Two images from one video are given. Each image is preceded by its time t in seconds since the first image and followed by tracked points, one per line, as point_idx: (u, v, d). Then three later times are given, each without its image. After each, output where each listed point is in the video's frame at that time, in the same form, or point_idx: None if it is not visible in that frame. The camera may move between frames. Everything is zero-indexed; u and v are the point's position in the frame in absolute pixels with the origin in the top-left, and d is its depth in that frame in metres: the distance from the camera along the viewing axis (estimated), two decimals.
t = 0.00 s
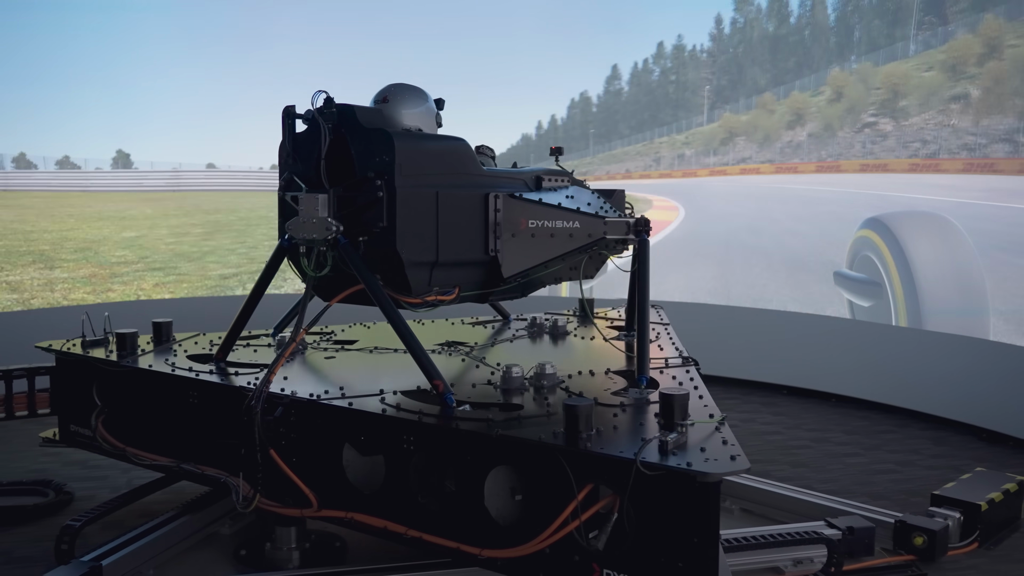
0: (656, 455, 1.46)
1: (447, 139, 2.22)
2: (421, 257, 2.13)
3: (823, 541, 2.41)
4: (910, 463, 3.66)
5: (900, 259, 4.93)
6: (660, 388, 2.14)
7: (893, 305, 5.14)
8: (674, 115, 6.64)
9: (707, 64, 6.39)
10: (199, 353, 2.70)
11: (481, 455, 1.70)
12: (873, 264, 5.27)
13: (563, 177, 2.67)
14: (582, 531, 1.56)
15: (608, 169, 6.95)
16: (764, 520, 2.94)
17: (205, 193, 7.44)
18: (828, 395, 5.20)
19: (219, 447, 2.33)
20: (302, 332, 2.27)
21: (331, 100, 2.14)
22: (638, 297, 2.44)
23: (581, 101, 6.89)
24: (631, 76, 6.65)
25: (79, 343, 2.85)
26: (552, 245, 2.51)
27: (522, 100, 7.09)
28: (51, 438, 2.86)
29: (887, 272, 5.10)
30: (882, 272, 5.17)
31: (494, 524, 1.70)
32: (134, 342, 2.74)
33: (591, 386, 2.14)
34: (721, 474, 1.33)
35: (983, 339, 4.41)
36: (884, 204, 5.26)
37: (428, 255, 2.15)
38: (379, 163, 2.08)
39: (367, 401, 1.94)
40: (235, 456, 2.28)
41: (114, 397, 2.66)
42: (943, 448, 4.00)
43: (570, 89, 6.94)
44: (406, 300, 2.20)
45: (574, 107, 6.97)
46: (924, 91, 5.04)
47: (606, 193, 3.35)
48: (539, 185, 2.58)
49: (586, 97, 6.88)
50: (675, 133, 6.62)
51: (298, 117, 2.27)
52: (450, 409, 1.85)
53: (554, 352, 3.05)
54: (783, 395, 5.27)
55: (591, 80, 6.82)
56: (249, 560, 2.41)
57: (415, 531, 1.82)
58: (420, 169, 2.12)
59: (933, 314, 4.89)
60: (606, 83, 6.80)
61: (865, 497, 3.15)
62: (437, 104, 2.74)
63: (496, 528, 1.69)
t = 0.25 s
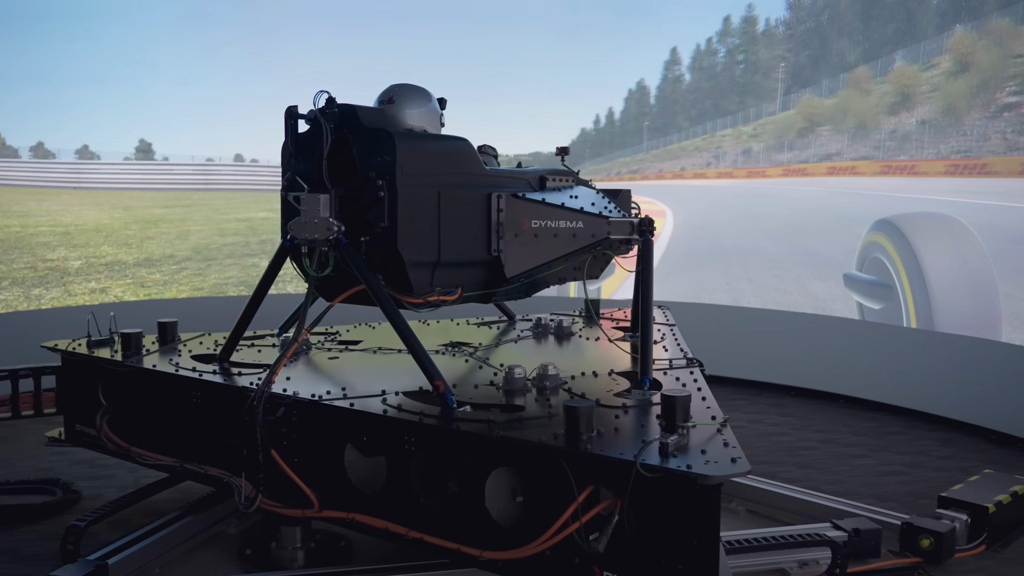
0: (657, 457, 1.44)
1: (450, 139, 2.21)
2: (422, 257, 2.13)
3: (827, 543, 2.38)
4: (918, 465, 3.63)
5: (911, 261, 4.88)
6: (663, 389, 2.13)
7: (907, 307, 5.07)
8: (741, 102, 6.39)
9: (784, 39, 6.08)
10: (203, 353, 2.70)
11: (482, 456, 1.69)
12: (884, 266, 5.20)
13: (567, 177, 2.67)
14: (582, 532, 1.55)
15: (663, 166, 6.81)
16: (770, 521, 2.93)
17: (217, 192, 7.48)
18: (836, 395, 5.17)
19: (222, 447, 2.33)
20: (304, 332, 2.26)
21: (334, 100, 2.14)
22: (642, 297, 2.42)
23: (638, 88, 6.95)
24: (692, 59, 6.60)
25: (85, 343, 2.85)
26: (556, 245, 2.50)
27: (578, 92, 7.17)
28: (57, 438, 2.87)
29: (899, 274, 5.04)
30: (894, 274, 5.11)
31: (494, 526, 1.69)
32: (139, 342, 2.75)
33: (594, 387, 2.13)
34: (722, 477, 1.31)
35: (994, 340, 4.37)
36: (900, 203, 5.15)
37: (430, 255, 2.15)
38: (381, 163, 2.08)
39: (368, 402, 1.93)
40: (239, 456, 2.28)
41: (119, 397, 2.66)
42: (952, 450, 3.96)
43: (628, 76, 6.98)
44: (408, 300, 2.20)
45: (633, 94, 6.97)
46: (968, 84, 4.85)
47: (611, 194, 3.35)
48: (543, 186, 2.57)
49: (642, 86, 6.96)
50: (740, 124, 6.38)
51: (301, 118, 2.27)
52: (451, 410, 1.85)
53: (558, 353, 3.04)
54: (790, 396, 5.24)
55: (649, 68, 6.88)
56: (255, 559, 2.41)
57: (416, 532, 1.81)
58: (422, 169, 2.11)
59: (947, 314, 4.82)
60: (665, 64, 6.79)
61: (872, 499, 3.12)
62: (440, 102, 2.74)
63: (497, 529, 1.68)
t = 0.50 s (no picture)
0: (657, 458, 1.43)
1: (460, 138, 2.22)
2: (430, 256, 2.14)
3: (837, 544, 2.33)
4: (930, 467, 3.57)
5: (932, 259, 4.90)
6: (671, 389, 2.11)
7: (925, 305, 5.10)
8: (842, 86, 5.95)
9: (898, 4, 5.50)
10: (216, 351, 2.74)
11: (485, 456, 1.70)
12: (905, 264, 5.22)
13: (580, 176, 2.66)
14: (582, 533, 1.55)
15: (739, 164, 6.54)
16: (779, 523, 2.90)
17: (241, 197, 7.91)
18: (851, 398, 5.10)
19: (233, 445, 2.36)
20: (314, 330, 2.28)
21: (343, 101, 2.15)
22: (652, 296, 2.40)
23: (717, 76, 6.74)
24: (780, 36, 6.29)
25: (101, 340, 2.90)
26: (566, 244, 2.50)
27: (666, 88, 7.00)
28: (74, 434, 2.92)
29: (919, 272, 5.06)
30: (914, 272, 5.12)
31: (496, 525, 1.69)
32: (154, 340, 2.79)
33: (601, 387, 2.12)
34: (721, 479, 1.31)
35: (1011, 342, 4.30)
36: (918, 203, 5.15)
37: (438, 254, 2.15)
38: (388, 163, 2.09)
39: (374, 401, 1.94)
40: (248, 453, 2.30)
41: (134, 394, 2.71)
42: (965, 452, 3.90)
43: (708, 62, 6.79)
44: (417, 299, 2.21)
45: (711, 82, 6.79)
46: (1001, 89, 4.70)
47: (628, 191, 3.33)
48: (555, 184, 2.56)
49: (721, 74, 6.74)
50: (837, 112, 5.92)
51: (311, 118, 2.29)
52: (455, 409, 1.86)
53: (569, 353, 3.04)
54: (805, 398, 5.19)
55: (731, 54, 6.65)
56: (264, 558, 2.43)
57: (419, 531, 1.82)
58: (430, 169, 2.12)
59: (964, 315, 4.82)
60: (748, 44, 6.52)
61: (883, 501, 3.08)
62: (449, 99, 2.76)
63: (499, 528, 1.68)
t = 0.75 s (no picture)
0: (664, 456, 1.44)
1: (475, 139, 2.24)
2: (444, 256, 2.16)
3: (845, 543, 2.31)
4: (942, 468, 3.53)
5: (946, 258, 4.89)
6: (683, 388, 2.11)
7: (944, 308, 5.05)
8: (944, 69, 5.68)
9: None
10: (234, 348, 2.78)
11: (496, 453, 1.72)
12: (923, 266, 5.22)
13: (597, 175, 2.67)
14: (590, 530, 1.56)
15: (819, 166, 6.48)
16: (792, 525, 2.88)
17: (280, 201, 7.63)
18: (868, 400, 5.05)
19: (249, 441, 2.40)
20: (329, 328, 2.31)
21: (359, 102, 2.18)
22: (665, 295, 2.40)
23: (794, 62, 6.57)
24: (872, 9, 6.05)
25: (123, 338, 2.97)
26: (579, 244, 2.51)
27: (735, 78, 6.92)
28: (96, 429, 2.98)
29: (936, 274, 5.05)
30: (932, 275, 5.12)
31: (506, 522, 1.71)
32: (174, 337, 2.84)
33: (612, 386, 2.13)
34: (725, 478, 1.32)
35: None
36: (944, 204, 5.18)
37: (452, 254, 2.18)
38: (403, 163, 2.11)
39: (387, 398, 1.97)
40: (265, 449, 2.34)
41: (154, 391, 2.76)
42: (978, 453, 3.85)
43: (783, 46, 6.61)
44: (432, 298, 2.23)
45: (787, 69, 6.64)
46: None
47: (645, 192, 3.34)
48: (570, 184, 2.56)
49: (799, 55, 6.54)
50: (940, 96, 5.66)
51: (328, 120, 2.32)
52: (467, 407, 1.88)
53: (584, 353, 3.05)
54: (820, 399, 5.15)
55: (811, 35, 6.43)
56: (274, 556, 2.45)
57: (431, 527, 1.85)
58: (443, 170, 2.14)
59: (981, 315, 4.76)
60: (834, 17, 6.33)
61: (895, 502, 3.05)
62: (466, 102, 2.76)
63: (508, 525, 1.70)
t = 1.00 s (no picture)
0: (662, 455, 1.45)
1: (486, 139, 2.26)
2: (453, 256, 2.18)
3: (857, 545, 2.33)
4: (953, 469, 3.48)
5: (964, 257, 4.90)
6: (691, 388, 2.11)
7: (963, 308, 5.06)
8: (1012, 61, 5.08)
9: None
10: (249, 346, 2.83)
11: (499, 451, 1.73)
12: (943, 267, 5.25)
13: (610, 177, 2.71)
14: (591, 528, 1.57)
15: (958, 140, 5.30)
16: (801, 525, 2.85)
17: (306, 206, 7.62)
18: (884, 402, 4.99)
19: (263, 437, 2.44)
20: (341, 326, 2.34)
21: (371, 104, 2.20)
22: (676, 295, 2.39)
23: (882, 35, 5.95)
24: None
25: (144, 335, 3.04)
26: (591, 244, 2.51)
27: (806, 71, 6.67)
28: (117, 425, 3.04)
29: (955, 273, 5.07)
30: (952, 275, 5.13)
31: (510, 519, 1.72)
32: (192, 334, 2.89)
33: (620, 385, 2.13)
34: (722, 477, 1.32)
35: None
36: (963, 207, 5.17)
37: (462, 254, 2.19)
38: (413, 164, 2.13)
39: (395, 395, 2.00)
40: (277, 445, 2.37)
41: (172, 387, 2.82)
42: (991, 454, 3.78)
43: (875, 16, 5.98)
44: (441, 298, 2.25)
45: (873, 47, 6.08)
46: None
47: (662, 192, 3.36)
48: (583, 184, 2.58)
49: (889, 26, 5.87)
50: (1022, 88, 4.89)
51: (341, 121, 2.35)
52: (473, 405, 1.90)
53: (597, 353, 3.07)
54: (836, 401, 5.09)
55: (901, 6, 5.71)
56: (282, 555, 2.47)
57: (436, 523, 1.87)
58: (453, 170, 2.16)
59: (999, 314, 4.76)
60: None
61: (905, 503, 3.01)
62: (481, 104, 2.72)
63: (512, 523, 1.71)
